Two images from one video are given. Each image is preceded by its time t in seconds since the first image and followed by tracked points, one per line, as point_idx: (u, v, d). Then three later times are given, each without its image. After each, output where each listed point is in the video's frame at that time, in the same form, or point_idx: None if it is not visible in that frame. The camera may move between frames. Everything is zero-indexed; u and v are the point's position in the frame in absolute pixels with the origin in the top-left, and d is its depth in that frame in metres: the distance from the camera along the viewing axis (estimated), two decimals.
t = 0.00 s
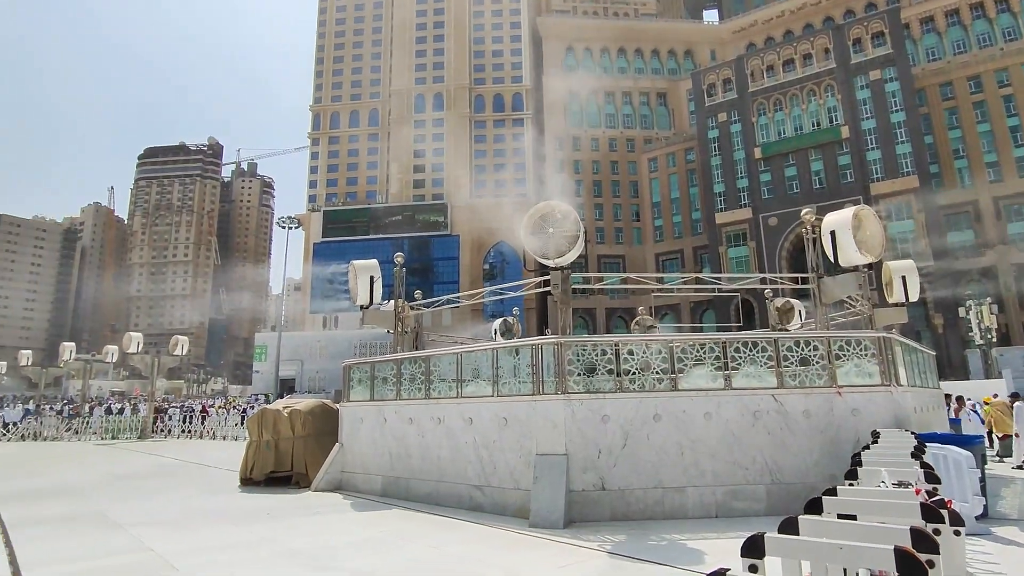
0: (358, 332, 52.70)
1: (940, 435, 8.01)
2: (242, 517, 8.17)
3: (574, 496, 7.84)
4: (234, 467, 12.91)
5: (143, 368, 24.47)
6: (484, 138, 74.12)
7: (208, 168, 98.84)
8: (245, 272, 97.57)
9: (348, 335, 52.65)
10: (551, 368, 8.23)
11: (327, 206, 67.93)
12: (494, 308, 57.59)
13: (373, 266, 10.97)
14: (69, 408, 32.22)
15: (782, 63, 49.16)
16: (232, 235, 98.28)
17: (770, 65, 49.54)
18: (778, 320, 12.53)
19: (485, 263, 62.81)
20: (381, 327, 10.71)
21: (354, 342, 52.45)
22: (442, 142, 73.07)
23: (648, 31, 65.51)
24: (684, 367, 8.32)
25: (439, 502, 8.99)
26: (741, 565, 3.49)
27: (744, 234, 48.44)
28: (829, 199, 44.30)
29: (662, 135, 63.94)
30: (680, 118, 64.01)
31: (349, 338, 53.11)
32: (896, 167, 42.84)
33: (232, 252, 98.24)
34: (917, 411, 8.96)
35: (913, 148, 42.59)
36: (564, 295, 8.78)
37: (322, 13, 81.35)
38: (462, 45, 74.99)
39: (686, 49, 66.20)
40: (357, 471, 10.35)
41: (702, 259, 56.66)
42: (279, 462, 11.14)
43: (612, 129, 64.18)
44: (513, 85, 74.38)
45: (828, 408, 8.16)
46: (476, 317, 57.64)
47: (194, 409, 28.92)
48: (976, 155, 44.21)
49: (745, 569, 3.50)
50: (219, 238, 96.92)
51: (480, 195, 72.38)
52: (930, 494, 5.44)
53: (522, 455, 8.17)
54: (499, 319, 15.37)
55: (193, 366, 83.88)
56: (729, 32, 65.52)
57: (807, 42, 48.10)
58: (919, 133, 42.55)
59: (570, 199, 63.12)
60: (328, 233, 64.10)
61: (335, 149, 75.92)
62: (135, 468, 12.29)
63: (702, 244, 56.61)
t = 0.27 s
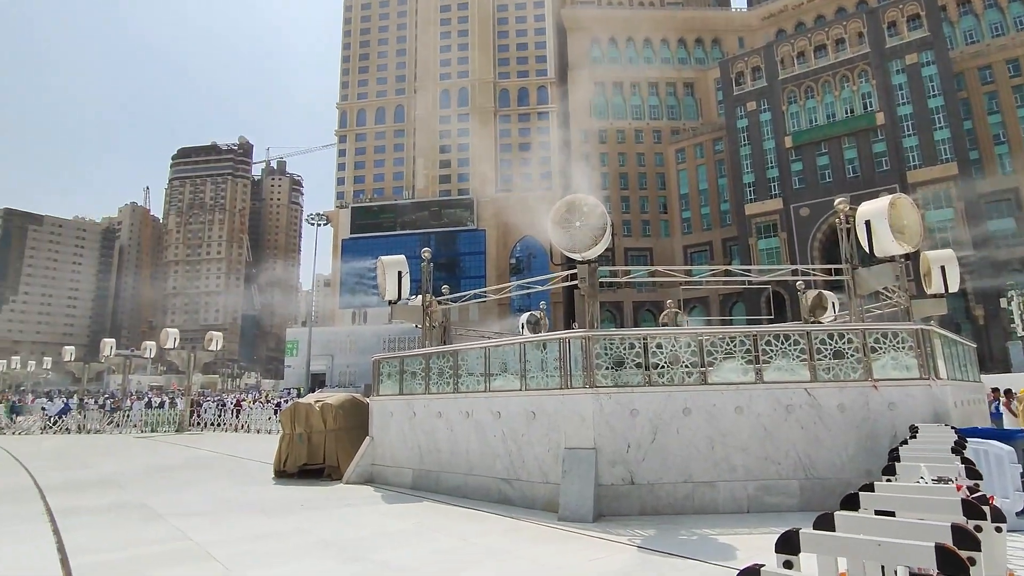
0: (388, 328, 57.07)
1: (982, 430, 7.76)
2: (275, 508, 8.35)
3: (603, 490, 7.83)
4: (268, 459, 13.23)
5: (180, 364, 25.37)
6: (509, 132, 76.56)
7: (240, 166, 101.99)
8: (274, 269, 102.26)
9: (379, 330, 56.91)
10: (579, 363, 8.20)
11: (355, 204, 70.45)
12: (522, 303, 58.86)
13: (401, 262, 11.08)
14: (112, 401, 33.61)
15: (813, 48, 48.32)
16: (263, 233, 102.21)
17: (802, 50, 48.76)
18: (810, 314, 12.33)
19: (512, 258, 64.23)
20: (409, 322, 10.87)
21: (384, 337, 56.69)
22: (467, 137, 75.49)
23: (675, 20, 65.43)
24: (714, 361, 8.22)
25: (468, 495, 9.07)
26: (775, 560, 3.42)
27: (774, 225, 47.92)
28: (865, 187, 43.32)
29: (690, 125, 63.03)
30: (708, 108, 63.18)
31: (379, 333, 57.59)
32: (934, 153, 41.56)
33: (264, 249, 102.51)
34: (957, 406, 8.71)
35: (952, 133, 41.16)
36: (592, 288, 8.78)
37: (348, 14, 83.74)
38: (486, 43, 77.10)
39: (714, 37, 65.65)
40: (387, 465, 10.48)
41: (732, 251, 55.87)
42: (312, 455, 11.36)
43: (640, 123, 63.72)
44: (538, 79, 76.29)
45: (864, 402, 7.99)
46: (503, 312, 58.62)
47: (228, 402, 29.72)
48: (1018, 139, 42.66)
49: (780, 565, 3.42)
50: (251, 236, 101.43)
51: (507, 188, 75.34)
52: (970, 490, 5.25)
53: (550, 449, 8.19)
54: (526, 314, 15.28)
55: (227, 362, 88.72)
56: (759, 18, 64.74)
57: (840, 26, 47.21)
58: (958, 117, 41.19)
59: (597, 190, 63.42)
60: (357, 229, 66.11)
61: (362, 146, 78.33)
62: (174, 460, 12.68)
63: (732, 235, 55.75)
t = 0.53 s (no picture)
0: (414, 323, 58.49)
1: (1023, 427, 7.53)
2: (305, 501, 8.50)
3: (629, 485, 7.81)
4: (297, 453, 13.45)
5: (213, 360, 25.97)
6: (532, 126, 77.19)
7: (268, 165, 105.39)
8: (301, 266, 104.30)
9: (405, 326, 58.33)
10: (605, 358, 8.17)
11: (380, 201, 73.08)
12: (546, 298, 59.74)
13: (426, 258, 11.15)
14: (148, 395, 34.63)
15: (843, 35, 46.93)
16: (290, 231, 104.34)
17: (831, 38, 47.24)
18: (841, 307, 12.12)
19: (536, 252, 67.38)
20: (433, 317, 11.06)
21: (410, 333, 58.12)
22: (490, 131, 76.63)
23: (700, 11, 64.99)
24: (742, 355, 8.13)
25: (494, 489, 9.13)
26: (807, 557, 3.46)
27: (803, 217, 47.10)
28: (899, 177, 42.29)
29: (716, 116, 62.20)
30: (734, 99, 62.30)
31: (406, 330, 58.99)
32: (971, 141, 40.40)
33: (292, 247, 105.08)
34: (995, 402, 8.48)
35: (990, 120, 39.92)
36: (617, 283, 8.75)
37: (371, 16, 85.97)
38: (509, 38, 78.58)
39: (741, 26, 64.89)
40: (414, 458, 10.61)
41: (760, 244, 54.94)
42: (340, 448, 11.53)
43: (664, 114, 63.15)
44: (561, 73, 76.64)
45: (897, 397, 7.81)
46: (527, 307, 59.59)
47: (258, 397, 30.37)
48: None
49: (812, 562, 3.47)
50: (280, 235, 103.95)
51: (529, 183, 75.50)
52: (1009, 488, 5.08)
53: (576, 444, 8.19)
54: (549, 309, 15.23)
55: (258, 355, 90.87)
56: (786, 5, 63.84)
57: (871, 13, 46.10)
58: (997, 105, 39.81)
59: (621, 183, 63.24)
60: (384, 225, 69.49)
61: (386, 143, 80.88)
62: (209, 452, 13.01)
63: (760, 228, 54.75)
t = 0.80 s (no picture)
0: (436, 319, 59.40)
1: None
2: (332, 494, 8.62)
3: (654, 481, 7.77)
4: (324, 447, 13.64)
5: (242, 355, 26.45)
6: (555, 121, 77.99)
7: (292, 162, 105.39)
8: (327, 262, 106.05)
9: (428, 321, 59.28)
10: (630, 353, 8.13)
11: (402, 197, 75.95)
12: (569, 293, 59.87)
13: (449, 254, 11.23)
14: (180, 390, 35.57)
15: (874, 22, 45.87)
16: (315, 227, 106.17)
17: (861, 25, 46.30)
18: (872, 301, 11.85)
19: (558, 247, 68.25)
20: (457, 312, 11.15)
21: (433, 328, 59.08)
22: (512, 126, 78.11)
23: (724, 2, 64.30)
24: (769, 350, 8.02)
25: (518, 484, 9.16)
26: (838, 556, 3.47)
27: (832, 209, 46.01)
28: (932, 167, 41.12)
29: (741, 107, 61.29)
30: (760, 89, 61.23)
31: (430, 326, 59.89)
32: (1007, 128, 39.11)
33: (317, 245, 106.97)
34: None
35: None
36: (641, 278, 8.73)
37: (394, 18, 88.77)
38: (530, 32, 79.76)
39: (766, 15, 63.79)
40: (439, 453, 10.70)
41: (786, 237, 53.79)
42: (365, 442, 11.66)
43: (688, 106, 62.43)
44: (583, 66, 76.93)
45: (931, 394, 7.62)
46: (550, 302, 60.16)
47: (285, 392, 30.98)
48: None
49: (843, 560, 3.48)
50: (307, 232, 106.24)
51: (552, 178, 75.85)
52: None
53: (600, 439, 8.16)
54: (572, 304, 15.08)
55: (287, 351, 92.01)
56: None
57: None
58: None
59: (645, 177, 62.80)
60: (405, 223, 72.04)
61: (409, 139, 84.12)
62: (238, 446, 13.28)
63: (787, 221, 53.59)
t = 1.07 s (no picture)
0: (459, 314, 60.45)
1: None
2: (358, 486, 8.75)
3: (678, 477, 7.71)
4: (348, 440, 13.83)
5: (269, 350, 26.92)
6: (576, 115, 78.63)
7: (315, 160, 106.29)
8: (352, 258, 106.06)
9: (452, 316, 60.32)
10: (654, 347, 8.07)
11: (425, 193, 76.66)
12: (592, 287, 59.75)
13: (472, 248, 11.31)
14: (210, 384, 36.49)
15: (905, 8, 44.51)
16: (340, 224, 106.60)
17: (891, 12, 45.03)
18: (903, 294, 11.57)
19: (581, 242, 68.26)
20: (480, 307, 11.25)
21: (456, 324, 60.12)
22: (534, 121, 78.84)
23: None
24: (796, 345, 7.88)
25: (541, 479, 9.19)
26: (869, 552, 3.42)
27: (861, 201, 45.29)
28: (966, 156, 39.85)
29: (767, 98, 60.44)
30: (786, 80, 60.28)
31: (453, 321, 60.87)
32: None
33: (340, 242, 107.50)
34: None
35: None
36: (664, 272, 8.69)
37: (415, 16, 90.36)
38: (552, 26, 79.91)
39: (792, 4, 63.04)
40: (462, 447, 10.80)
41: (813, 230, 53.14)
42: (389, 436, 11.80)
43: (712, 97, 61.62)
44: (605, 59, 77.33)
45: (966, 389, 7.42)
46: (573, 298, 60.35)
47: (311, 387, 31.47)
48: None
49: (875, 559, 3.41)
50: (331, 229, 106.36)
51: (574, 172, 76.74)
52: None
53: (623, 434, 8.12)
54: (596, 299, 14.95)
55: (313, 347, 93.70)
56: None
57: None
58: None
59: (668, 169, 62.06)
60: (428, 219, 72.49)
61: (430, 135, 85.15)
62: (266, 439, 13.53)
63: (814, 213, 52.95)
